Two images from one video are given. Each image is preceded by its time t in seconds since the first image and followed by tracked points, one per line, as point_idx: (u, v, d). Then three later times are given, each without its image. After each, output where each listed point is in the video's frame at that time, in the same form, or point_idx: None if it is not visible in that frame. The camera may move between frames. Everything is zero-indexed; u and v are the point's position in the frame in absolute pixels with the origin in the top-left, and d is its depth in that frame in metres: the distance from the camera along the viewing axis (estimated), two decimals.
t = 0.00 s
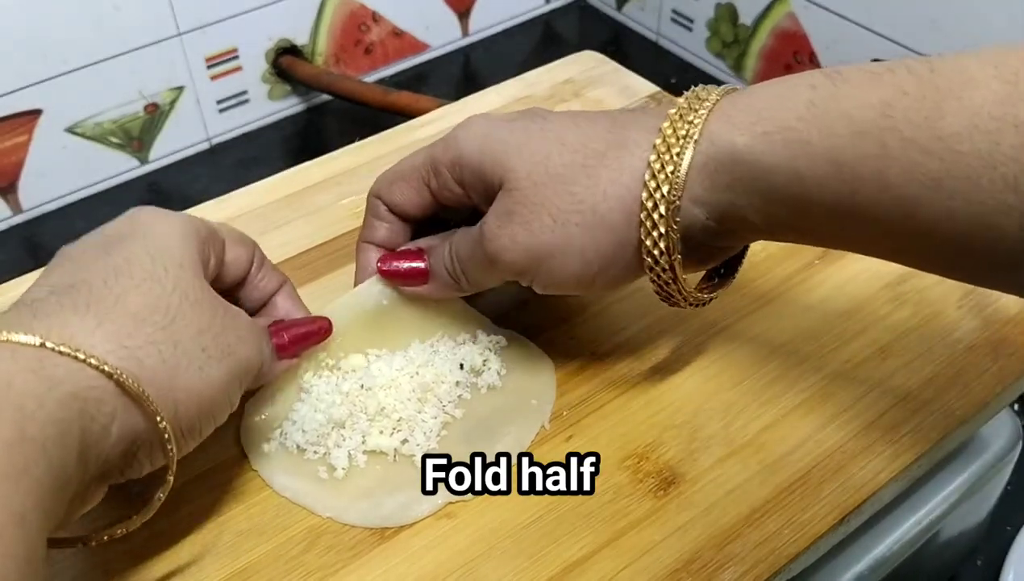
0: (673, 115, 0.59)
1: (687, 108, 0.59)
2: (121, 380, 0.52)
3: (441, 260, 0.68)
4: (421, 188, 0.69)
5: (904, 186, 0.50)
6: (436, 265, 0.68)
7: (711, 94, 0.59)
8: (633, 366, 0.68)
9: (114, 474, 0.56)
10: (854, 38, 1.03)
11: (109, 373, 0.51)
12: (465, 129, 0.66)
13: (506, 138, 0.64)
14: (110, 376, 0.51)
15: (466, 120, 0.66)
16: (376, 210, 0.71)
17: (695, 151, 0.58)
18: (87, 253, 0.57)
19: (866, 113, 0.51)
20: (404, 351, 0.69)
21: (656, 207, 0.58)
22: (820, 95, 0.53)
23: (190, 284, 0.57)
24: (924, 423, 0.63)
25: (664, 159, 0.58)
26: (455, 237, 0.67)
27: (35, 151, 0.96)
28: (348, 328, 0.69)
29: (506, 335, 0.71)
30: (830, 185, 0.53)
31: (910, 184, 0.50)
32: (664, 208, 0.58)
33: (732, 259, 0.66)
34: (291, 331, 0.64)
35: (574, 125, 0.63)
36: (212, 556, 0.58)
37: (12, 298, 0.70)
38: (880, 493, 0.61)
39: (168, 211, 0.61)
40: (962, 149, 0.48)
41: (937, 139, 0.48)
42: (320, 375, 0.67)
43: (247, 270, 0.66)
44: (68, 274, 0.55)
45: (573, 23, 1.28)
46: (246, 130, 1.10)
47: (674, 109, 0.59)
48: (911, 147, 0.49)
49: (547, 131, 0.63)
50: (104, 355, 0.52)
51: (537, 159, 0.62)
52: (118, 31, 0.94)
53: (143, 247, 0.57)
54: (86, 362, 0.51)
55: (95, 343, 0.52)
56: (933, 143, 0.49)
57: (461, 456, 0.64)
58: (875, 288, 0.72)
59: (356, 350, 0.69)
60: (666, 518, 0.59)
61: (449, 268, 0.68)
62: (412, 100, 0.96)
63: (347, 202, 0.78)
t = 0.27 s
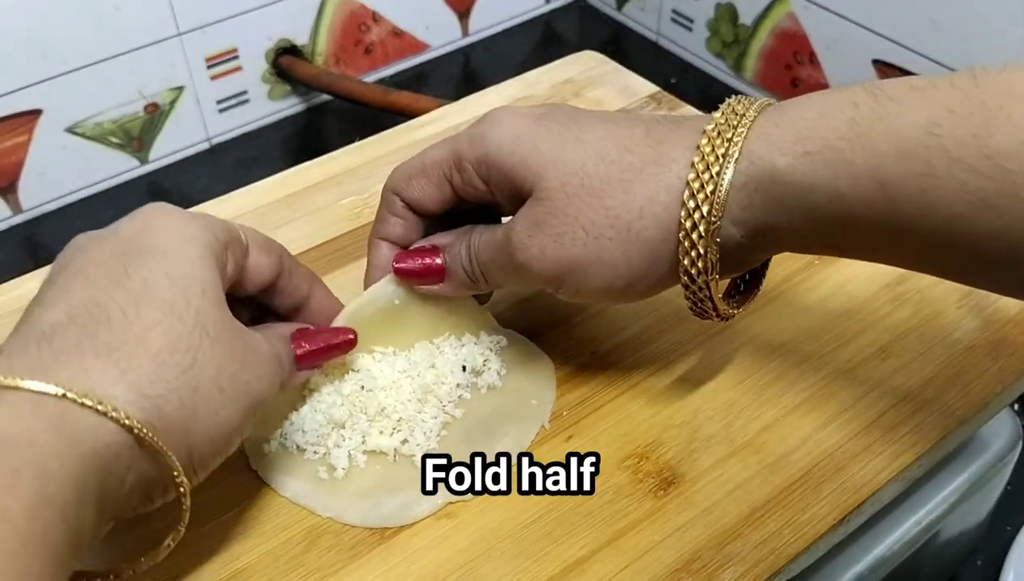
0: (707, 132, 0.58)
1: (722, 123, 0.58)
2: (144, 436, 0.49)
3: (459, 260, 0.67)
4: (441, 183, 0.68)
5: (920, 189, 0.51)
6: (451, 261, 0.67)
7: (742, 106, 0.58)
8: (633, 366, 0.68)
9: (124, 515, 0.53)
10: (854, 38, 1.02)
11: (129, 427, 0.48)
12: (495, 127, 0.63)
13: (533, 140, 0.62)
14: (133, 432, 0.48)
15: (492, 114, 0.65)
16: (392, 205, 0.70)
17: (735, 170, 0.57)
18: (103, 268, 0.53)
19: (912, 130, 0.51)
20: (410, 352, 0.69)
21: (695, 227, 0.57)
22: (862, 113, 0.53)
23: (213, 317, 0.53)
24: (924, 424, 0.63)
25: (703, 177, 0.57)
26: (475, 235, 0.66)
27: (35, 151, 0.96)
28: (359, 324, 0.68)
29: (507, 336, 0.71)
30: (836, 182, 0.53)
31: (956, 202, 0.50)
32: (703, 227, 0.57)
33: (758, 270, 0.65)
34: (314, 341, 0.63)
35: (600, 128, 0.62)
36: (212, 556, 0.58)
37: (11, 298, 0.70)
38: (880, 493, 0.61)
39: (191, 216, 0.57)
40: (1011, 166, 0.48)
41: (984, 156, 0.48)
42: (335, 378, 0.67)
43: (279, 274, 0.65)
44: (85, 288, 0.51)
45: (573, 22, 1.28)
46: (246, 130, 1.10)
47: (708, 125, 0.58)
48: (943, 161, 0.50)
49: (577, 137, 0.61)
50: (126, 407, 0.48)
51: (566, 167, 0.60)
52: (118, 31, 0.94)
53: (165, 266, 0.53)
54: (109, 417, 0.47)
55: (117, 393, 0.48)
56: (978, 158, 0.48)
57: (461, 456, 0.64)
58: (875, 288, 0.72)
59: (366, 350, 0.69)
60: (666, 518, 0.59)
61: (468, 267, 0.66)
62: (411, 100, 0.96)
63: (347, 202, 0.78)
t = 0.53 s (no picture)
0: (702, 129, 0.58)
1: (717, 120, 0.58)
2: (140, 443, 0.49)
3: (452, 252, 0.67)
4: (438, 177, 0.68)
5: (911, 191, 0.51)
6: (445, 256, 0.68)
7: (739, 104, 0.59)
8: (633, 366, 0.68)
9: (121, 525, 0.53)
10: (854, 38, 1.02)
11: (126, 435, 0.48)
12: (494, 124, 0.64)
13: (534, 137, 0.63)
14: (129, 440, 0.48)
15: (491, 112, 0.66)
16: (390, 200, 0.70)
17: (727, 164, 0.57)
18: (96, 279, 0.52)
19: (905, 129, 0.50)
20: (410, 352, 0.69)
21: (686, 219, 0.57)
22: (856, 110, 0.53)
23: (208, 327, 0.53)
24: (924, 423, 0.63)
25: (695, 171, 0.57)
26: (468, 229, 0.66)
27: (34, 151, 0.96)
28: (358, 321, 0.68)
29: (507, 335, 0.71)
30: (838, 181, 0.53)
31: (949, 202, 0.50)
32: (694, 220, 0.57)
33: (752, 272, 0.65)
34: (327, 349, 0.63)
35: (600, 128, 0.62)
36: (213, 556, 0.58)
37: (12, 298, 0.70)
38: (879, 493, 0.61)
39: (184, 227, 0.57)
40: (1003, 166, 0.48)
41: (977, 156, 0.48)
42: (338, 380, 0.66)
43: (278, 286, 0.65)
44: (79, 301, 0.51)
45: (573, 22, 1.28)
46: (246, 130, 1.10)
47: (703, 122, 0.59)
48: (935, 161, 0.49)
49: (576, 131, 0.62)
50: (121, 415, 0.48)
51: (563, 161, 0.61)
52: (117, 31, 0.94)
53: (159, 277, 0.53)
54: (104, 425, 0.47)
55: (112, 402, 0.48)
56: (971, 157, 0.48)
57: (461, 456, 0.64)
58: (875, 288, 0.72)
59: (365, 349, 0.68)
60: (666, 518, 0.59)
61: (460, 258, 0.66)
62: (412, 100, 0.96)
63: (347, 202, 0.78)
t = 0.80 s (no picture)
0: (710, 123, 0.59)
1: (725, 114, 0.58)
2: (133, 450, 0.49)
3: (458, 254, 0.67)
4: (441, 179, 0.69)
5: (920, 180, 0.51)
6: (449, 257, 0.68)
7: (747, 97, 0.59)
8: (632, 367, 0.68)
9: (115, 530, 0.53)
10: (854, 38, 1.02)
11: (118, 442, 0.48)
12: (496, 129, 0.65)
13: (539, 138, 0.63)
14: (122, 447, 0.48)
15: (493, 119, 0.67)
16: (394, 202, 0.71)
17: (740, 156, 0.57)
18: (82, 286, 0.52)
19: (914, 126, 0.50)
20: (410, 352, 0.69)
21: (700, 209, 0.57)
22: (865, 107, 0.53)
23: (197, 330, 0.53)
24: (924, 423, 0.63)
25: (708, 162, 0.57)
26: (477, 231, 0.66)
27: (34, 151, 0.96)
28: (354, 322, 0.69)
29: (507, 336, 0.71)
30: (840, 176, 0.53)
31: (957, 199, 0.50)
32: (707, 211, 0.57)
33: (763, 269, 0.65)
34: (307, 342, 0.63)
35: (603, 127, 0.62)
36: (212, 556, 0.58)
37: (11, 298, 0.70)
38: (880, 493, 0.61)
39: (170, 231, 0.57)
40: (1011, 164, 0.47)
41: (985, 153, 0.48)
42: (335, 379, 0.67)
43: (257, 287, 0.65)
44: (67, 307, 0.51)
45: (573, 22, 1.28)
46: (246, 130, 1.10)
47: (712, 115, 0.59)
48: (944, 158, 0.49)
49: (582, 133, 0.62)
50: (114, 422, 0.48)
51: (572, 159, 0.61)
52: (117, 31, 0.94)
53: (145, 282, 0.53)
54: (97, 433, 0.47)
55: (104, 409, 0.48)
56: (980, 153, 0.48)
57: (461, 456, 0.64)
58: (874, 288, 0.72)
59: (363, 349, 0.69)
60: (666, 518, 0.59)
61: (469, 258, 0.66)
62: (411, 100, 0.96)
63: (347, 202, 0.78)
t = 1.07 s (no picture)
0: (712, 134, 0.58)
1: (726, 126, 0.58)
2: (135, 456, 0.48)
3: (468, 269, 0.68)
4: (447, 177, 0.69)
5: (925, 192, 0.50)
6: (462, 275, 0.69)
7: (748, 109, 0.58)
8: (633, 367, 0.68)
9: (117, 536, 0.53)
10: (855, 39, 1.02)
11: (120, 448, 0.48)
12: (502, 125, 0.64)
13: (543, 138, 0.62)
14: (124, 452, 0.48)
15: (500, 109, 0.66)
16: (401, 198, 0.72)
17: (738, 170, 0.56)
18: (86, 287, 0.52)
19: (920, 133, 0.50)
20: (410, 352, 0.69)
21: (695, 227, 0.57)
22: (870, 116, 0.53)
23: (200, 332, 0.53)
24: (924, 423, 0.63)
25: (704, 179, 0.56)
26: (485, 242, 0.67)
27: (34, 151, 0.96)
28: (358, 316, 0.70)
29: (507, 335, 0.71)
30: (841, 184, 0.53)
31: (965, 207, 0.49)
32: (704, 229, 0.57)
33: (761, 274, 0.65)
34: (313, 336, 0.64)
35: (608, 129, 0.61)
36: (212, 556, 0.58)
37: (11, 297, 0.70)
38: (879, 493, 0.61)
39: (174, 231, 0.57)
40: (1018, 171, 0.47)
41: (993, 161, 0.48)
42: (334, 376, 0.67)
43: (262, 283, 0.64)
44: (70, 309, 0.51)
45: (573, 22, 1.28)
46: (246, 130, 1.10)
47: (713, 128, 0.58)
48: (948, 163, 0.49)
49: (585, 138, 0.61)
50: (115, 429, 0.48)
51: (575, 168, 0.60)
52: (117, 31, 0.94)
53: (149, 284, 0.53)
54: (99, 439, 0.47)
55: (105, 415, 0.48)
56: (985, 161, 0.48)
57: (460, 455, 0.64)
58: (874, 289, 0.72)
59: (366, 349, 0.69)
60: (666, 518, 0.59)
61: (477, 277, 0.67)
62: (412, 100, 0.96)
63: (347, 202, 0.78)
